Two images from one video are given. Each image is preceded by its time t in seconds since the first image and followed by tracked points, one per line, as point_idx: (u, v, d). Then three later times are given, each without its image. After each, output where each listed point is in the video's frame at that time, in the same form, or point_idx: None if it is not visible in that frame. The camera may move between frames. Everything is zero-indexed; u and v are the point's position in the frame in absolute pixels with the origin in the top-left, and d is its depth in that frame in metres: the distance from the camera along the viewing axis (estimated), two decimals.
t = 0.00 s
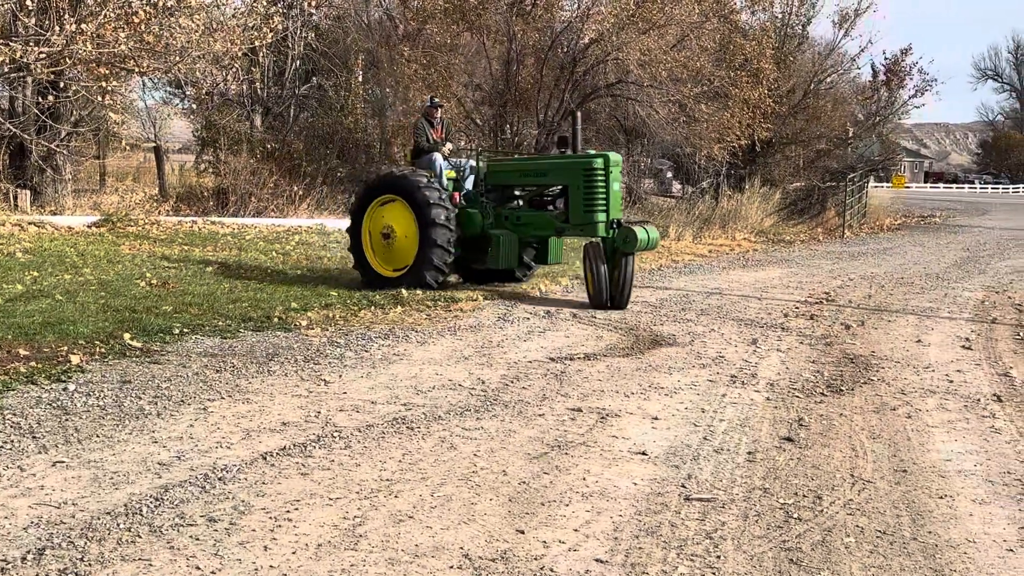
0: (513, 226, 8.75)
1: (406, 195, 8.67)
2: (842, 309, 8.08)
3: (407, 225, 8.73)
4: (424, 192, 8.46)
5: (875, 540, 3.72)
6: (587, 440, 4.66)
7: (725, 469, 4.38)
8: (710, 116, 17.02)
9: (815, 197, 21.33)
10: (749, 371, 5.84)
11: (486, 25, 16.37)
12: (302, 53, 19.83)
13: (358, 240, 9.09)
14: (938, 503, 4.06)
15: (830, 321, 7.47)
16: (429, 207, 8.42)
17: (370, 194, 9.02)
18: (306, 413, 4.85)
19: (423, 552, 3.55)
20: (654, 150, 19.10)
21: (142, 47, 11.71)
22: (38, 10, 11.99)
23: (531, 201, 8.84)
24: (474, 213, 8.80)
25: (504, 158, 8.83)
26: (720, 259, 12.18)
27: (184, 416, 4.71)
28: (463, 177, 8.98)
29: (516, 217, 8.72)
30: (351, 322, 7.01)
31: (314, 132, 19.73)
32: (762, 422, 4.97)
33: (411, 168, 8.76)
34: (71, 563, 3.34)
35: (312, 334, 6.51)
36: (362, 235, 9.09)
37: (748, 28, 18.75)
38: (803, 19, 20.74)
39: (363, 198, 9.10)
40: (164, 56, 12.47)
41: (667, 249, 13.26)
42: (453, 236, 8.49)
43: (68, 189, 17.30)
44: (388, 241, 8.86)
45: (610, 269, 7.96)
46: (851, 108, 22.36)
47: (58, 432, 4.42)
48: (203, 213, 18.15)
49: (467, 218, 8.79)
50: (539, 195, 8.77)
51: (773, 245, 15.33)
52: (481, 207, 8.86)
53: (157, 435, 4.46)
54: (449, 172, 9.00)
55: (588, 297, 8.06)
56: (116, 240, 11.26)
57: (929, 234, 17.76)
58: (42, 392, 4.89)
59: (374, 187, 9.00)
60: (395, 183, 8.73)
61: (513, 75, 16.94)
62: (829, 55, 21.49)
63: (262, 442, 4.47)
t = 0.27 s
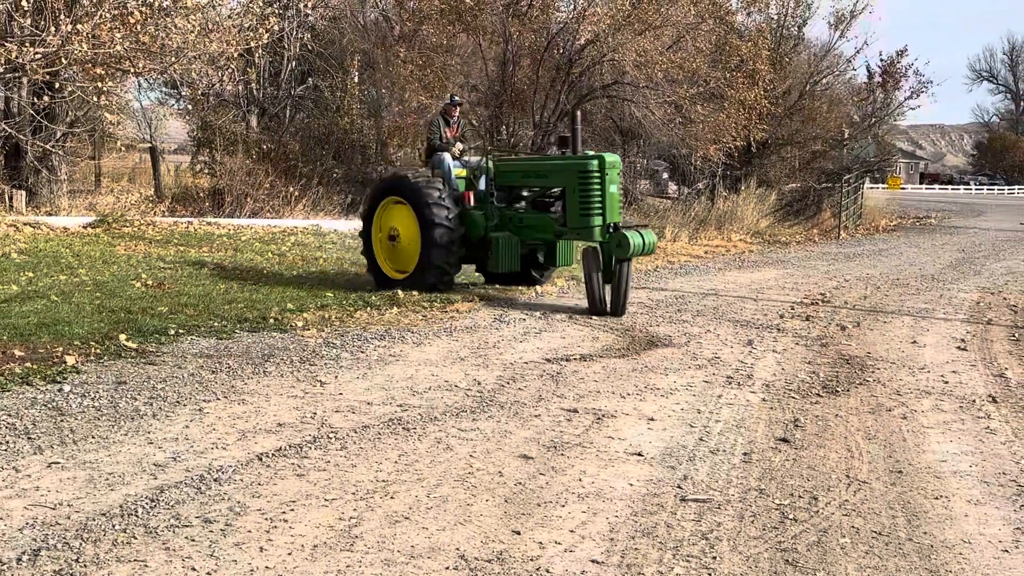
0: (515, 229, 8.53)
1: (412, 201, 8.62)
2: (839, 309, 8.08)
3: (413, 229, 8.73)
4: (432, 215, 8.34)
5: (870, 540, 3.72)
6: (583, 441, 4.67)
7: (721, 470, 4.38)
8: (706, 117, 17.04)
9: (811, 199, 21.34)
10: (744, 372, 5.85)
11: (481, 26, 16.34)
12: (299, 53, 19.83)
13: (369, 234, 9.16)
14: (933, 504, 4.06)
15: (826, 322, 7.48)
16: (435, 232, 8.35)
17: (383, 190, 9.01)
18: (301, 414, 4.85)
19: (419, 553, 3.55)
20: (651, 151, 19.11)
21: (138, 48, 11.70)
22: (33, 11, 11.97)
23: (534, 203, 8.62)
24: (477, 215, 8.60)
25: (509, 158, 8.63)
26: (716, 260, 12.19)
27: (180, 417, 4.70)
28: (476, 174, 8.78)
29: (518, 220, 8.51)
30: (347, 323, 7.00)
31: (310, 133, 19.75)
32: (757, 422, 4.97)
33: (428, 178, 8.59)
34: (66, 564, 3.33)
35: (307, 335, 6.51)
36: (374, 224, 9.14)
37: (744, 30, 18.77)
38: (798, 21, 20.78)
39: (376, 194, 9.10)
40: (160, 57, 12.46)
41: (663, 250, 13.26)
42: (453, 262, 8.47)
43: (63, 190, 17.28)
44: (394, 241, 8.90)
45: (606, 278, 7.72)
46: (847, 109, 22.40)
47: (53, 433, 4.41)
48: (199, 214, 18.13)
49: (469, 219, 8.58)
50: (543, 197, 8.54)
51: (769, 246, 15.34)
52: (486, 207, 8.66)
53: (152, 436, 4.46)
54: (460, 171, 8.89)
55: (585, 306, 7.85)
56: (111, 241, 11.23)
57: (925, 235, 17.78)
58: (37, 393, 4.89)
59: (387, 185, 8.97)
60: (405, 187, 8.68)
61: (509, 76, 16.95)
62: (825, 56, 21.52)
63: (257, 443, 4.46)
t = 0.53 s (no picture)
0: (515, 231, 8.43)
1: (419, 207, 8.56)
2: (837, 310, 8.09)
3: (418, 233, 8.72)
4: (435, 232, 8.28)
5: (869, 541, 3.73)
6: (582, 441, 4.67)
7: (720, 471, 4.39)
8: (705, 118, 17.05)
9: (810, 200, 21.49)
10: (743, 372, 5.85)
11: (480, 27, 16.51)
12: (297, 54, 19.83)
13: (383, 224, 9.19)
14: (932, 505, 4.07)
15: (824, 323, 7.48)
16: (436, 251, 8.33)
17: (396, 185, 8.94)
18: (300, 414, 4.85)
19: (419, 553, 3.56)
20: (649, 152, 19.12)
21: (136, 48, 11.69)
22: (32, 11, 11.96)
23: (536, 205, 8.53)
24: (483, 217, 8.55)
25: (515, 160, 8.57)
26: (714, 261, 12.20)
27: (179, 418, 4.70)
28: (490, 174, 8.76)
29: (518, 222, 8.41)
30: (346, 323, 7.00)
31: (309, 134, 19.76)
32: (756, 423, 4.97)
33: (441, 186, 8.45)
34: (65, 565, 3.34)
35: (306, 335, 6.51)
36: (388, 213, 9.14)
37: (743, 31, 18.77)
38: (797, 22, 20.77)
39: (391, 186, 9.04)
40: (159, 57, 12.45)
41: (662, 250, 13.27)
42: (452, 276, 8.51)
43: (62, 190, 17.27)
44: (401, 240, 8.94)
45: (596, 282, 7.53)
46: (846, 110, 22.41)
47: (52, 433, 4.41)
48: (197, 215, 18.12)
49: (473, 219, 8.52)
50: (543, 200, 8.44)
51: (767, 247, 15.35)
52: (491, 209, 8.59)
53: (151, 437, 4.46)
54: (472, 170, 8.88)
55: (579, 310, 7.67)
56: (110, 242, 11.22)
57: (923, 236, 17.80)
58: (36, 393, 4.88)
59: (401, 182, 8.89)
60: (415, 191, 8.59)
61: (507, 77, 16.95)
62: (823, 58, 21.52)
63: (256, 444, 4.46)
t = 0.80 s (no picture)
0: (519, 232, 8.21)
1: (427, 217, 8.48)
2: (837, 311, 8.08)
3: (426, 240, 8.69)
4: (435, 249, 8.25)
5: (868, 542, 3.73)
6: (582, 442, 4.67)
7: (721, 472, 4.39)
8: (706, 119, 17.05)
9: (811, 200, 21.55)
10: (744, 373, 5.86)
11: (481, 27, 16.53)
12: (298, 55, 19.84)
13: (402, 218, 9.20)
14: (932, 505, 4.07)
15: (825, 323, 7.48)
16: (438, 269, 8.33)
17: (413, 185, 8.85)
18: (301, 415, 4.85)
19: (419, 554, 3.56)
20: (650, 152, 19.11)
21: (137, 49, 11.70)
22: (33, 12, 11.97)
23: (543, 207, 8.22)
24: (488, 217, 8.36)
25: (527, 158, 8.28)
26: (715, 261, 12.20)
27: (179, 418, 4.70)
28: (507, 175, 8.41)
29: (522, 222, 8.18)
30: (347, 324, 7.01)
31: (310, 134, 19.79)
32: (756, 424, 4.98)
33: (451, 200, 8.26)
34: (66, 565, 3.34)
35: (306, 336, 6.51)
36: (405, 209, 9.12)
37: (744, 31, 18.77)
38: (798, 23, 20.76)
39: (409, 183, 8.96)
40: (160, 58, 12.46)
41: (662, 251, 13.27)
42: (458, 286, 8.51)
43: (63, 190, 17.29)
44: (411, 241, 8.95)
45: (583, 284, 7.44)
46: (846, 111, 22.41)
47: (53, 433, 4.42)
48: (198, 215, 18.13)
49: (479, 219, 8.37)
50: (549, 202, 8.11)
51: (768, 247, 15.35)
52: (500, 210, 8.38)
53: (152, 437, 4.46)
54: (493, 171, 8.52)
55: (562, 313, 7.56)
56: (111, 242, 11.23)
57: (923, 237, 17.81)
58: (37, 394, 4.89)
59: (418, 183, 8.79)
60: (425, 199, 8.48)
61: (508, 78, 16.95)
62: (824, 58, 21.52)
63: (257, 444, 4.46)
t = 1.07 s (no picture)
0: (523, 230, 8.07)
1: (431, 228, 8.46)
2: (840, 312, 8.08)
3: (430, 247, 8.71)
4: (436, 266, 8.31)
5: (871, 543, 3.73)
6: (584, 443, 4.67)
7: (723, 472, 4.39)
8: (708, 119, 17.03)
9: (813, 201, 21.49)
10: (747, 373, 5.86)
11: (484, 27, 16.38)
12: (301, 55, 19.84)
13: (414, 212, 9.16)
14: (935, 506, 4.07)
15: (828, 324, 7.47)
16: (436, 282, 8.42)
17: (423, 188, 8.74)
18: (303, 415, 4.85)
19: (422, 554, 3.56)
20: (652, 153, 19.09)
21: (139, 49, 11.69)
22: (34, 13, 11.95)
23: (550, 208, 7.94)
24: (492, 217, 8.27)
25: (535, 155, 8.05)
26: (717, 262, 12.20)
27: (182, 418, 4.71)
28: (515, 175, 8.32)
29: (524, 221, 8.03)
30: (350, 324, 7.01)
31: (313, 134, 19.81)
32: (758, 425, 4.97)
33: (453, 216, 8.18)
34: (69, 565, 3.34)
35: (310, 336, 6.51)
36: (416, 206, 9.08)
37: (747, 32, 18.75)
38: (802, 23, 20.74)
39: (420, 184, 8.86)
40: (163, 59, 12.47)
41: (665, 251, 13.26)
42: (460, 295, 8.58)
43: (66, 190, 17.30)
44: (419, 241, 8.96)
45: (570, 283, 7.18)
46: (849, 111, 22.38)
47: (56, 433, 4.42)
48: (201, 215, 18.14)
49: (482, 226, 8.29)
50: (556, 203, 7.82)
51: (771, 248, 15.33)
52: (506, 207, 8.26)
53: (155, 437, 4.46)
54: (504, 170, 8.45)
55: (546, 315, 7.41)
56: (113, 243, 11.24)
57: (926, 237, 17.80)
58: (39, 394, 4.89)
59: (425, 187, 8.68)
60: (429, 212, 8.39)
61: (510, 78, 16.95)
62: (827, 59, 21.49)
63: (260, 444, 4.47)
